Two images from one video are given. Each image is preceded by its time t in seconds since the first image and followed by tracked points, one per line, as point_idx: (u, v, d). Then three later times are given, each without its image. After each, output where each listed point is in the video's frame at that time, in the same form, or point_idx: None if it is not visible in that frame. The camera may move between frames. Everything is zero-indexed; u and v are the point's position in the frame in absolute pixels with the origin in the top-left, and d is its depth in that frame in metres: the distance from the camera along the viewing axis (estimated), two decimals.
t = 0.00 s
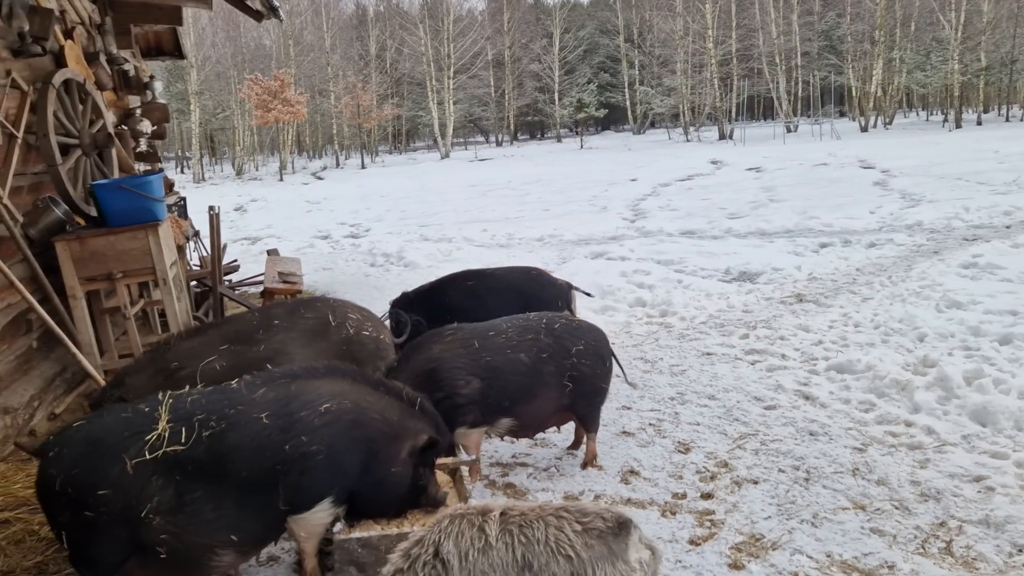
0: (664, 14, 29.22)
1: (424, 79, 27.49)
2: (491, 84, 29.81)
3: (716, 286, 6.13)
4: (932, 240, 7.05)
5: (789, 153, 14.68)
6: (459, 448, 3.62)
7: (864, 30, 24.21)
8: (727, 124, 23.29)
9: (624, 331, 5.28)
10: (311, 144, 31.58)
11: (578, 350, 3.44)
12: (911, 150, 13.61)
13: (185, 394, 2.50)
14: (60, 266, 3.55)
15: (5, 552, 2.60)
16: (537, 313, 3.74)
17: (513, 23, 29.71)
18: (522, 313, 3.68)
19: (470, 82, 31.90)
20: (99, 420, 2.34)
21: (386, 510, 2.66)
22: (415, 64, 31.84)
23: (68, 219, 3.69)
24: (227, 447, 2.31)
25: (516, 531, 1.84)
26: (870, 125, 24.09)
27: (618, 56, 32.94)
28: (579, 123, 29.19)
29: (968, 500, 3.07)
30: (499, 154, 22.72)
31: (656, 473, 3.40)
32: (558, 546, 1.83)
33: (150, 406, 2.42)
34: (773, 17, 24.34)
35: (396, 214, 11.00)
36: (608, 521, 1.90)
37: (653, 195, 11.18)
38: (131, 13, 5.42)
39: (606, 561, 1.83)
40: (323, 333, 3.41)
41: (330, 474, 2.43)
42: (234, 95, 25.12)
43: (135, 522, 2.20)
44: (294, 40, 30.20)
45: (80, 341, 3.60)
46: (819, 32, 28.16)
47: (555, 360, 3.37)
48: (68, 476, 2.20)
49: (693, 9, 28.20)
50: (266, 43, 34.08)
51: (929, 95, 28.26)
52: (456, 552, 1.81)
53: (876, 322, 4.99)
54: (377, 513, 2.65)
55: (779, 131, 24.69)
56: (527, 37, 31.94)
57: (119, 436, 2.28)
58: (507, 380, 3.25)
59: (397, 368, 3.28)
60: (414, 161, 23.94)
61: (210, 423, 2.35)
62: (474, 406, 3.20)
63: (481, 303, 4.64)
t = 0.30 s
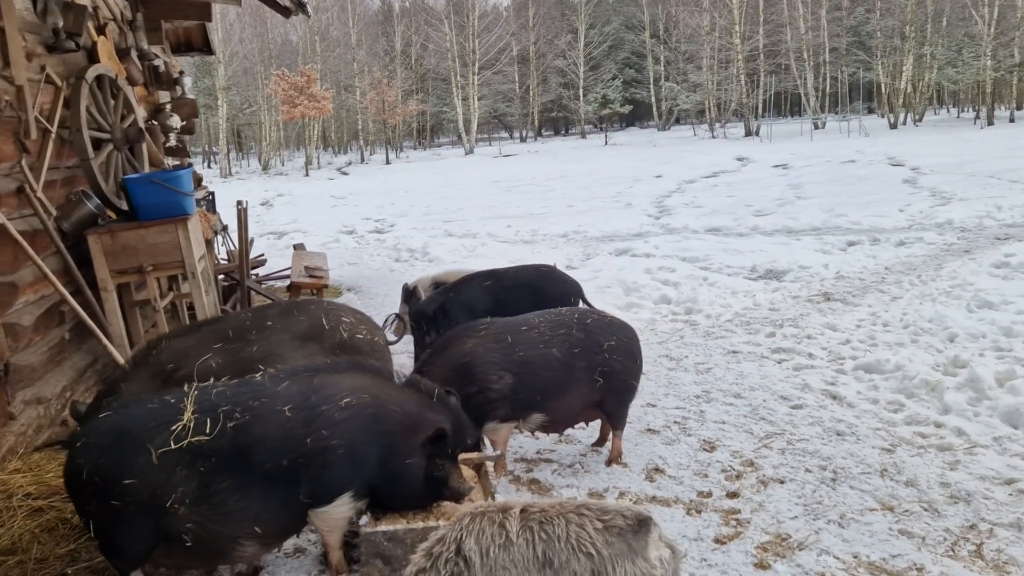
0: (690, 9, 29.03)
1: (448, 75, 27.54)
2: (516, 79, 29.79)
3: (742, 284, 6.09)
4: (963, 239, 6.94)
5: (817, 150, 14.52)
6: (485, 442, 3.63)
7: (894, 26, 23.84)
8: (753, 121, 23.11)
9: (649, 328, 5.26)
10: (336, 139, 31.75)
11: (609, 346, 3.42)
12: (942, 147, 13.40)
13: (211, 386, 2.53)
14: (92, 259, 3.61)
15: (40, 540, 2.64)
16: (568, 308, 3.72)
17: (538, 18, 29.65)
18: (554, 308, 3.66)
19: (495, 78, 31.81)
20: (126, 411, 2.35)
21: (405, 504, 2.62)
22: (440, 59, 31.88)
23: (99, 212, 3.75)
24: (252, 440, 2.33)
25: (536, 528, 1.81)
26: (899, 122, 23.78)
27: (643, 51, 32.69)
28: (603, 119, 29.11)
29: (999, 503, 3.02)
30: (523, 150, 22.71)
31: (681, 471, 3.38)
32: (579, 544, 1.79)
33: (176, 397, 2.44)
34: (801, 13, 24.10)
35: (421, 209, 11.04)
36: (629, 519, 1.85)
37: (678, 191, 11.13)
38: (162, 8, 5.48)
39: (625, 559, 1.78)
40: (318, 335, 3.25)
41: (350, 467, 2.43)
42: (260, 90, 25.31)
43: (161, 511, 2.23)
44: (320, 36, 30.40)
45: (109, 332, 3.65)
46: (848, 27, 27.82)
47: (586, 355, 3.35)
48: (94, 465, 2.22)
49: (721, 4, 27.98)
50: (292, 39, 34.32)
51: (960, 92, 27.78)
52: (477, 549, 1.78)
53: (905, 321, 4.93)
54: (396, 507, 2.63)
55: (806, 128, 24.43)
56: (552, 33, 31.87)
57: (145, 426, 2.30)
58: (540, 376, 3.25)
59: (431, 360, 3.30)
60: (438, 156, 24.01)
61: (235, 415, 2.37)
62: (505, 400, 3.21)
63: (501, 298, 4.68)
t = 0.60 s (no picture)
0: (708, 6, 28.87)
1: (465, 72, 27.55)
2: (531, 77, 29.76)
3: (758, 283, 6.05)
4: (983, 238, 6.87)
5: (835, 149, 14.40)
6: (501, 439, 3.64)
7: (913, 23, 23.59)
8: (770, 119, 22.97)
9: (665, 326, 5.24)
10: (351, 136, 31.83)
11: (627, 344, 3.39)
12: (962, 146, 13.26)
13: (223, 379, 2.54)
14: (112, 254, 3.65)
15: (60, 531, 2.67)
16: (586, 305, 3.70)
17: (554, 16, 29.60)
18: (571, 305, 3.65)
19: (510, 75, 31.74)
20: (142, 404, 2.37)
21: (409, 500, 2.66)
22: (456, 56, 31.89)
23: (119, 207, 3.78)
24: (264, 433, 2.35)
25: (563, 518, 1.81)
26: (918, 121, 23.56)
27: (660, 49, 32.49)
28: (619, 117, 29.03)
29: (1018, 505, 2.99)
30: (538, 148, 22.70)
31: (696, 470, 3.37)
32: (607, 535, 1.78)
33: (190, 390, 2.45)
34: (819, 10, 23.91)
35: (436, 206, 11.06)
36: (661, 513, 1.83)
37: (694, 189, 11.08)
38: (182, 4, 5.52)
39: (656, 554, 1.76)
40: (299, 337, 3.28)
41: (358, 463, 2.46)
42: (278, 87, 25.44)
43: (176, 502, 2.24)
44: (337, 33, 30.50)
45: (128, 325, 3.69)
46: (868, 24, 27.56)
47: (605, 353, 3.34)
48: (111, 457, 2.24)
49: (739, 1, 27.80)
50: (309, 36, 34.46)
51: (981, 90, 27.43)
52: (503, 538, 1.79)
53: (923, 321, 4.89)
54: (401, 503, 2.66)
55: (824, 126, 24.25)
56: (568, 30, 31.77)
57: (160, 417, 2.32)
58: (558, 373, 3.24)
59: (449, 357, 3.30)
60: (454, 154, 24.03)
61: (248, 407, 2.38)
62: (523, 398, 3.20)
63: (498, 300, 4.61)
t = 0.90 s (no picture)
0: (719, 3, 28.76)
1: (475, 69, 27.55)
2: (542, 73, 29.73)
3: (769, 281, 6.03)
4: (996, 238, 6.82)
5: (846, 146, 14.35)
6: (510, 435, 3.63)
7: (926, 20, 23.42)
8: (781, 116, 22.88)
9: (674, 324, 5.23)
10: (362, 132, 31.84)
11: (638, 343, 3.37)
12: (976, 144, 13.16)
13: (230, 373, 2.56)
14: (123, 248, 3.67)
15: (73, 523, 2.69)
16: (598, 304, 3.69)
17: (564, 12, 29.54)
18: (583, 304, 3.64)
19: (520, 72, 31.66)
20: (149, 396, 2.39)
21: (409, 497, 2.63)
22: (466, 52, 31.87)
23: (131, 203, 3.82)
24: (271, 426, 2.36)
25: (594, 513, 1.78)
26: (931, 118, 23.39)
27: (670, 45, 32.40)
28: (629, 114, 28.98)
29: None
30: (548, 144, 22.68)
31: (706, 468, 3.36)
32: (642, 531, 1.75)
33: (199, 382, 2.47)
34: (832, 7, 23.78)
35: (446, 203, 11.06)
36: (696, 512, 1.81)
37: (704, 186, 11.05)
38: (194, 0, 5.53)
39: (692, 552, 1.74)
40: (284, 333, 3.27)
41: (361, 459, 2.45)
42: (288, 83, 25.51)
43: (182, 494, 2.25)
44: (348, 29, 30.54)
45: (140, 318, 3.73)
46: (880, 21, 27.40)
47: (615, 353, 3.33)
48: (118, 449, 2.27)
49: None
50: (320, 32, 34.50)
51: (995, 88, 27.23)
52: (530, 532, 1.75)
53: (935, 320, 4.87)
54: (401, 498, 2.64)
55: (835, 123, 24.15)
56: (579, 27, 31.70)
57: (167, 409, 2.34)
58: (568, 372, 3.25)
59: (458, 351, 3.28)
60: (463, 150, 24.04)
61: (256, 401, 2.40)
62: (531, 397, 3.20)
63: (481, 307, 4.50)
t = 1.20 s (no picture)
0: None
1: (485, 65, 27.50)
2: (552, 70, 29.66)
3: (781, 278, 6.01)
4: (1010, 236, 6.77)
5: (858, 143, 14.27)
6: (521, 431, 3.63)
7: (940, 16, 23.22)
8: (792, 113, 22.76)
9: (685, 322, 5.22)
10: (371, 128, 31.85)
11: (652, 340, 3.36)
12: (990, 141, 13.06)
13: (240, 367, 2.56)
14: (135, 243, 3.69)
15: (86, 516, 2.70)
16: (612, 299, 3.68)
17: (574, 8, 29.45)
18: (597, 298, 3.62)
19: (530, 68, 31.59)
20: (159, 390, 2.40)
21: (415, 492, 2.62)
22: (476, 48, 31.81)
23: (143, 197, 3.84)
24: (281, 420, 2.36)
25: (618, 519, 1.77)
26: (945, 115, 23.20)
27: (681, 42, 32.26)
28: (639, 110, 28.88)
29: None
30: (558, 141, 22.63)
31: (717, 465, 3.35)
32: (669, 538, 1.74)
33: (209, 376, 2.48)
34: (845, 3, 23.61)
35: (456, 199, 11.06)
36: (725, 518, 1.78)
37: (714, 183, 11.01)
38: None
39: (720, 560, 1.73)
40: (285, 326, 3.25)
41: (368, 454, 2.45)
42: (299, 79, 25.54)
43: (192, 487, 2.26)
44: (358, 25, 30.52)
45: (152, 313, 3.75)
46: (893, 17, 27.19)
47: (628, 348, 3.32)
48: (128, 443, 2.28)
49: None
50: (329, 28, 34.51)
51: (1009, 85, 27.01)
52: (551, 535, 1.75)
53: (948, 319, 4.84)
54: (407, 493, 2.63)
55: (847, 120, 24.00)
56: (589, 22, 31.60)
57: (177, 403, 2.34)
58: (580, 368, 3.24)
59: (473, 345, 3.30)
60: (473, 146, 24.01)
61: (266, 395, 2.40)
62: (543, 392, 3.22)
63: (474, 314, 4.39)
